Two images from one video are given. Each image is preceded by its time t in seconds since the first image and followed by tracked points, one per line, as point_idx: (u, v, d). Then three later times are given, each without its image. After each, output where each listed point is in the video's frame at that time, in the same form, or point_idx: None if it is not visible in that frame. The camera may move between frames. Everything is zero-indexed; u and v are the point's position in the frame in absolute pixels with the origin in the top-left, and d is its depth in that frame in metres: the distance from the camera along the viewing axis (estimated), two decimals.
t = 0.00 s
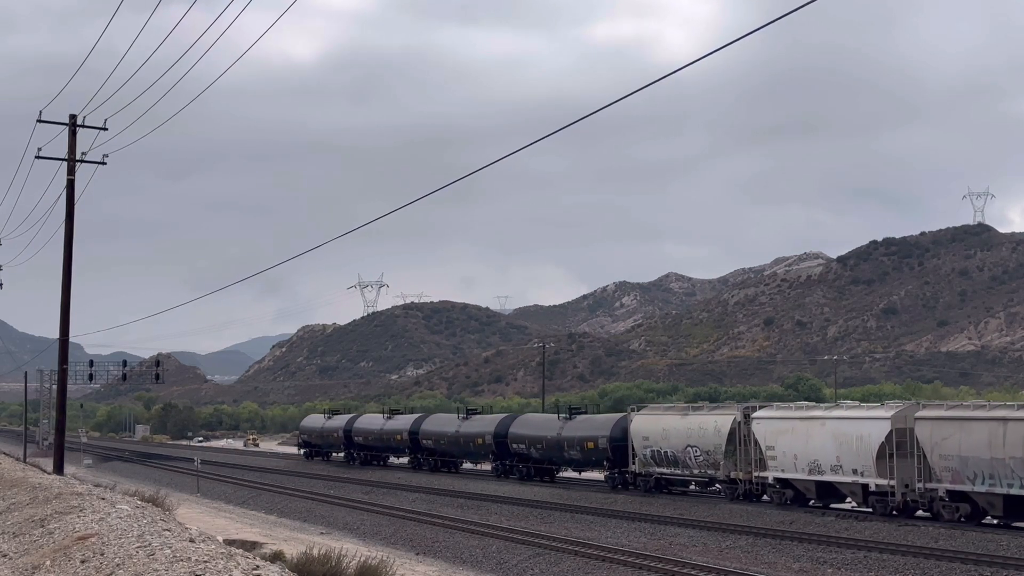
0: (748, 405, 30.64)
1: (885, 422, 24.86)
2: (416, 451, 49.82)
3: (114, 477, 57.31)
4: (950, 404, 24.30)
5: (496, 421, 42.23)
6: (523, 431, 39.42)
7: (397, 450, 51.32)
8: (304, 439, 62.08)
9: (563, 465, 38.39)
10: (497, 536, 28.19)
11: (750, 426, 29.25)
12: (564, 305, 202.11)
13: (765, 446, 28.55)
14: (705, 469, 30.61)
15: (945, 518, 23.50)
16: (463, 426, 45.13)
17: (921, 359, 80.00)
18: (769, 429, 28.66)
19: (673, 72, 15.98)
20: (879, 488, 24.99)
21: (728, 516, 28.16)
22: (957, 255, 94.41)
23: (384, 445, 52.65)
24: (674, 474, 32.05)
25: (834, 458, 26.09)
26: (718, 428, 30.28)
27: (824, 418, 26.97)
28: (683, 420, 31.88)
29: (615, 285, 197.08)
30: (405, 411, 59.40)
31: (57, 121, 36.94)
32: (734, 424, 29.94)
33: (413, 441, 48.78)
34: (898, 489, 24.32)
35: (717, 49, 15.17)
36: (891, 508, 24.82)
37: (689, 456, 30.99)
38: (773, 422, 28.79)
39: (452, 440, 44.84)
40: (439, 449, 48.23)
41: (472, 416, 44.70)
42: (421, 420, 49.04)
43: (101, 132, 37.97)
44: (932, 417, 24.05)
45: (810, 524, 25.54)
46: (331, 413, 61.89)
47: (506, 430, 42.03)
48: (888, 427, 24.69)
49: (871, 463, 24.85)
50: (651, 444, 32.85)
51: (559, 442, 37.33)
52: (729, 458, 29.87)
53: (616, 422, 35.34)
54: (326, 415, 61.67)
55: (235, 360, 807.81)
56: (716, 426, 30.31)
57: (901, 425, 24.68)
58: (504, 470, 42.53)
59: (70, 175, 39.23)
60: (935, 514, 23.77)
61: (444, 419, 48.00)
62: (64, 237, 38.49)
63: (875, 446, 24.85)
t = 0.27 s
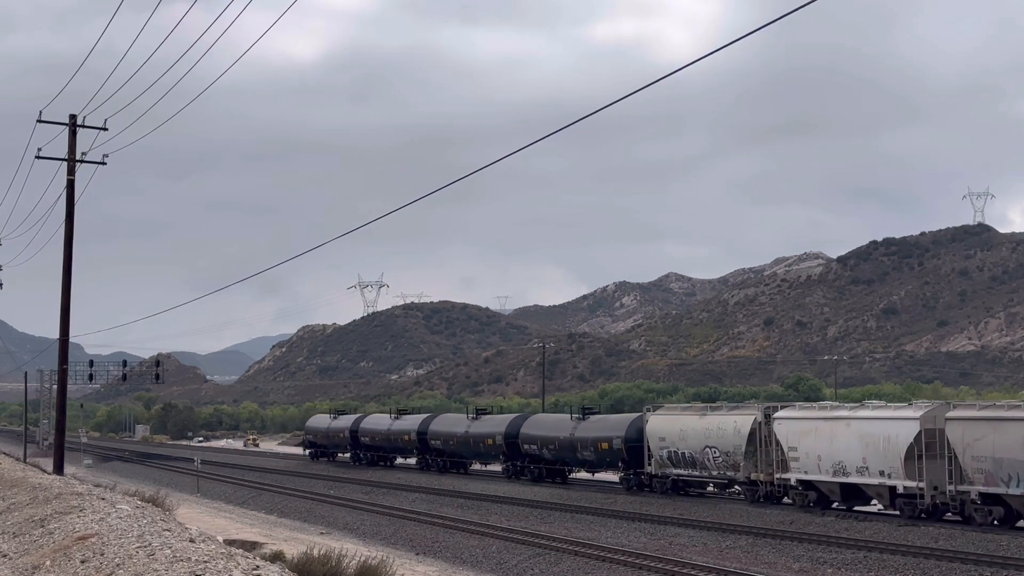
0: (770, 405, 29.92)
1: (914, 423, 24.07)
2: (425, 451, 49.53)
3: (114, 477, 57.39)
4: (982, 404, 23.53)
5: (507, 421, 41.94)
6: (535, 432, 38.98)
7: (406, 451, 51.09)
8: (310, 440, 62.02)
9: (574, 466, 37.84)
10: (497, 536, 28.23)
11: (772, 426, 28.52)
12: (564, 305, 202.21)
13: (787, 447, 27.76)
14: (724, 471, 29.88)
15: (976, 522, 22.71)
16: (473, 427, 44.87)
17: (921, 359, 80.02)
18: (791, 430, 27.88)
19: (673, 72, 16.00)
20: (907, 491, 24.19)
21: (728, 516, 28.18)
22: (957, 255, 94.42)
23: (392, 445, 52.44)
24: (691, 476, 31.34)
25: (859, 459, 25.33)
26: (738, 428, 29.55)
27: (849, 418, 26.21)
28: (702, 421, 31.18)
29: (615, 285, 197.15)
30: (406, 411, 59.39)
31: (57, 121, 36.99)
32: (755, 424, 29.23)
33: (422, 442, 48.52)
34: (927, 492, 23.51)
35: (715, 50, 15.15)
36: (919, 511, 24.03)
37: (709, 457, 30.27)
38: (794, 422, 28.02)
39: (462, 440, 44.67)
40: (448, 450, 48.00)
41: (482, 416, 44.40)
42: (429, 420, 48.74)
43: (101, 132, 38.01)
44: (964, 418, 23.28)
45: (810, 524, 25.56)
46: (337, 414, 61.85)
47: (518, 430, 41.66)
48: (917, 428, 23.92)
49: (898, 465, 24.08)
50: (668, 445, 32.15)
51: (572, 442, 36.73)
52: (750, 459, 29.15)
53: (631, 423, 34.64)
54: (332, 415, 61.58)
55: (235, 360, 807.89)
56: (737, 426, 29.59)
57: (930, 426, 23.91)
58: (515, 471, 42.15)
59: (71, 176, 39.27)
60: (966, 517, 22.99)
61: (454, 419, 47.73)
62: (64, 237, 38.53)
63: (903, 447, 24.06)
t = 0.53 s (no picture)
0: (792, 405, 29.54)
1: (945, 423, 23.60)
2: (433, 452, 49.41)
3: (114, 478, 57.33)
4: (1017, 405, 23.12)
5: (518, 421, 41.80)
6: (546, 432, 38.72)
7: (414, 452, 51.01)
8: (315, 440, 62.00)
9: (587, 466, 37.66)
10: (497, 535, 28.19)
11: (795, 427, 28.09)
12: (564, 305, 202.13)
13: (811, 448, 27.32)
14: (744, 472, 29.49)
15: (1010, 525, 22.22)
16: (483, 427, 44.81)
17: (921, 359, 79.98)
18: (815, 431, 27.44)
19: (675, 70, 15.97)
20: (937, 493, 23.71)
21: (728, 516, 28.14)
22: (957, 255, 94.38)
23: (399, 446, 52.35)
24: (710, 477, 31.03)
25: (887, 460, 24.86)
26: (758, 428, 29.15)
27: (875, 418, 25.78)
28: (721, 421, 30.85)
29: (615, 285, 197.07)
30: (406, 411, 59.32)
31: (57, 121, 36.97)
32: (776, 425, 28.82)
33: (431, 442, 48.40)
34: (958, 495, 23.00)
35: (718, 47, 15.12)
36: (950, 514, 23.54)
37: (729, 458, 29.89)
38: (818, 423, 27.60)
39: (471, 440, 44.56)
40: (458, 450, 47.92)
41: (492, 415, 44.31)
42: (437, 420, 48.71)
43: (101, 131, 38.00)
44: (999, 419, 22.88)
45: (810, 524, 25.52)
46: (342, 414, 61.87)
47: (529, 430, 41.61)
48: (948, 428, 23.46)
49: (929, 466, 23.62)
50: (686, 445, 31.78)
51: (586, 443, 36.48)
52: (771, 460, 28.77)
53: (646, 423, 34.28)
54: (337, 415, 61.55)
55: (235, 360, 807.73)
56: (756, 426, 29.22)
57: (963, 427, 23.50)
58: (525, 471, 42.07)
59: (70, 175, 39.24)
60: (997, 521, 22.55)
61: (463, 419, 47.62)
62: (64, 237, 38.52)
63: (934, 448, 23.61)
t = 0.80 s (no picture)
0: (814, 405, 29.34)
1: (976, 423, 23.26)
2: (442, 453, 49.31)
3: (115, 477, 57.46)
4: None
5: (529, 421, 41.89)
6: (558, 432, 38.70)
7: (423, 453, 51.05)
8: (321, 440, 62.19)
9: (600, 467, 37.65)
10: (497, 536, 28.35)
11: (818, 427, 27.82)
12: (564, 305, 202.28)
13: (834, 449, 27.06)
14: (764, 473, 29.28)
15: None
16: (493, 427, 44.89)
17: (921, 359, 80.14)
18: (839, 431, 27.14)
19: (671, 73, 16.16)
20: (967, 495, 23.36)
21: (728, 516, 28.30)
22: (956, 255, 94.53)
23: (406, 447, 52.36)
24: (728, 478, 30.91)
25: (913, 462, 24.56)
26: (778, 429, 28.97)
27: (902, 419, 25.47)
28: (739, 421, 30.73)
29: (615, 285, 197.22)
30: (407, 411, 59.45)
31: (57, 121, 37.12)
32: (797, 425, 28.62)
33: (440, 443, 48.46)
34: (989, 496, 22.65)
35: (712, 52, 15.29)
36: (980, 517, 23.16)
37: (749, 459, 29.72)
38: (841, 423, 27.33)
39: (481, 440, 44.62)
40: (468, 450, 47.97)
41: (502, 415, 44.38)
42: (446, 421, 48.85)
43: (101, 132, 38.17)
44: None
45: (809, 524, 25.68)
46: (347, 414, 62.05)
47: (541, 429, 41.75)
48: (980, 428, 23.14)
49: (959, 467, 23.27)
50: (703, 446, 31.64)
51: (600, 444, 36.39)
52: (792, 461, 28.52)
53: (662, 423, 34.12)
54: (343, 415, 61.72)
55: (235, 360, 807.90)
56: (776, 426, 29.07)
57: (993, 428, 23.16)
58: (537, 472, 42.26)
59: (71, 176, 39.40)
60: None
61: (472, 420, 47.70)
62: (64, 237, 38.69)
63: (964, 449, 23.28)
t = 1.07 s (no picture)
0: (838, 407, 29.12)
1: (1011, 424, 22.78)
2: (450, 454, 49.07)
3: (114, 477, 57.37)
4: None
5: (541, 421, 41.77)
6: (570, 433, 38.67)
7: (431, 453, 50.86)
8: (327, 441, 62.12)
9: (614, 467, 37.53)
10: (497, 536, 28.24)
11: (844, 428, 27.43)
12: (564, 305, 202.19)
13: (860, 450, 26.71)
14: (786, 475, 29.00)
15: None
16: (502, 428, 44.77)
17: (921, 359, 80.05)
18: (866, 432, 26.74)
19: (673, 71, 16.11)
20: (1000, 498, 22.87)
21: (728, 516, 28.20)
22: (957, 255, 94.43)
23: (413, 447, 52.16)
24: (747, 479, 30.73)
25: (943, 463, 24.10)
26: (801, 430, 28.76)
27: (932, 419, 25.02)
28: (760, 422, 30.59)
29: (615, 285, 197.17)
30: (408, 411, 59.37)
31: (57, 121, 37.10)
32: (821, 426, 28.38)
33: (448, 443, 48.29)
34: None
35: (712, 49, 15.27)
36: (1014, 521, 22.63)
37: (770, 460, 29.47)
38: (868, 424, 26.92)
39: (490, 441, 44.50)
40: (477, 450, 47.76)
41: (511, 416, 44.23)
42: (454, 421, 48.77)
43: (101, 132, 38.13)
44: None
45: (809, 524, 25.60)
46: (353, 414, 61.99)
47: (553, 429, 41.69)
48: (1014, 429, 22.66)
49: (992, 468, 22.79)
50: (722, 447, 31.49)
51: (615, 444, 36.25)
52: (816, 462, 28.25)
53: (680, 425, 33.93)
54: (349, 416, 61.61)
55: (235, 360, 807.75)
56: (797, 427, 28.95)
57: None
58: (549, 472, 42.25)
59: (70, 175, 39.36)
60: None
61: (482, 421, 47.55)
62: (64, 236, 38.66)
63: (997, 450, 22.80)
